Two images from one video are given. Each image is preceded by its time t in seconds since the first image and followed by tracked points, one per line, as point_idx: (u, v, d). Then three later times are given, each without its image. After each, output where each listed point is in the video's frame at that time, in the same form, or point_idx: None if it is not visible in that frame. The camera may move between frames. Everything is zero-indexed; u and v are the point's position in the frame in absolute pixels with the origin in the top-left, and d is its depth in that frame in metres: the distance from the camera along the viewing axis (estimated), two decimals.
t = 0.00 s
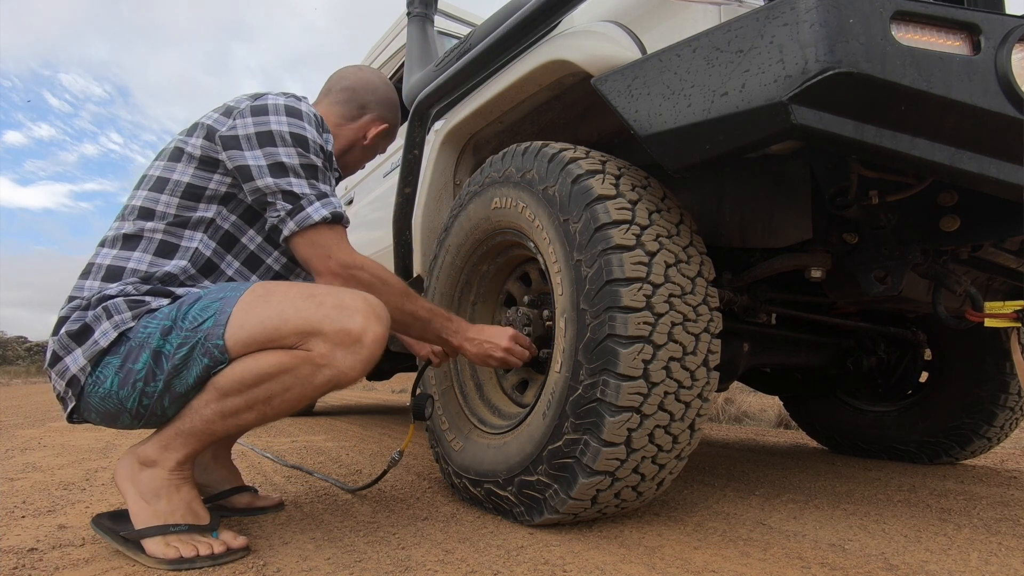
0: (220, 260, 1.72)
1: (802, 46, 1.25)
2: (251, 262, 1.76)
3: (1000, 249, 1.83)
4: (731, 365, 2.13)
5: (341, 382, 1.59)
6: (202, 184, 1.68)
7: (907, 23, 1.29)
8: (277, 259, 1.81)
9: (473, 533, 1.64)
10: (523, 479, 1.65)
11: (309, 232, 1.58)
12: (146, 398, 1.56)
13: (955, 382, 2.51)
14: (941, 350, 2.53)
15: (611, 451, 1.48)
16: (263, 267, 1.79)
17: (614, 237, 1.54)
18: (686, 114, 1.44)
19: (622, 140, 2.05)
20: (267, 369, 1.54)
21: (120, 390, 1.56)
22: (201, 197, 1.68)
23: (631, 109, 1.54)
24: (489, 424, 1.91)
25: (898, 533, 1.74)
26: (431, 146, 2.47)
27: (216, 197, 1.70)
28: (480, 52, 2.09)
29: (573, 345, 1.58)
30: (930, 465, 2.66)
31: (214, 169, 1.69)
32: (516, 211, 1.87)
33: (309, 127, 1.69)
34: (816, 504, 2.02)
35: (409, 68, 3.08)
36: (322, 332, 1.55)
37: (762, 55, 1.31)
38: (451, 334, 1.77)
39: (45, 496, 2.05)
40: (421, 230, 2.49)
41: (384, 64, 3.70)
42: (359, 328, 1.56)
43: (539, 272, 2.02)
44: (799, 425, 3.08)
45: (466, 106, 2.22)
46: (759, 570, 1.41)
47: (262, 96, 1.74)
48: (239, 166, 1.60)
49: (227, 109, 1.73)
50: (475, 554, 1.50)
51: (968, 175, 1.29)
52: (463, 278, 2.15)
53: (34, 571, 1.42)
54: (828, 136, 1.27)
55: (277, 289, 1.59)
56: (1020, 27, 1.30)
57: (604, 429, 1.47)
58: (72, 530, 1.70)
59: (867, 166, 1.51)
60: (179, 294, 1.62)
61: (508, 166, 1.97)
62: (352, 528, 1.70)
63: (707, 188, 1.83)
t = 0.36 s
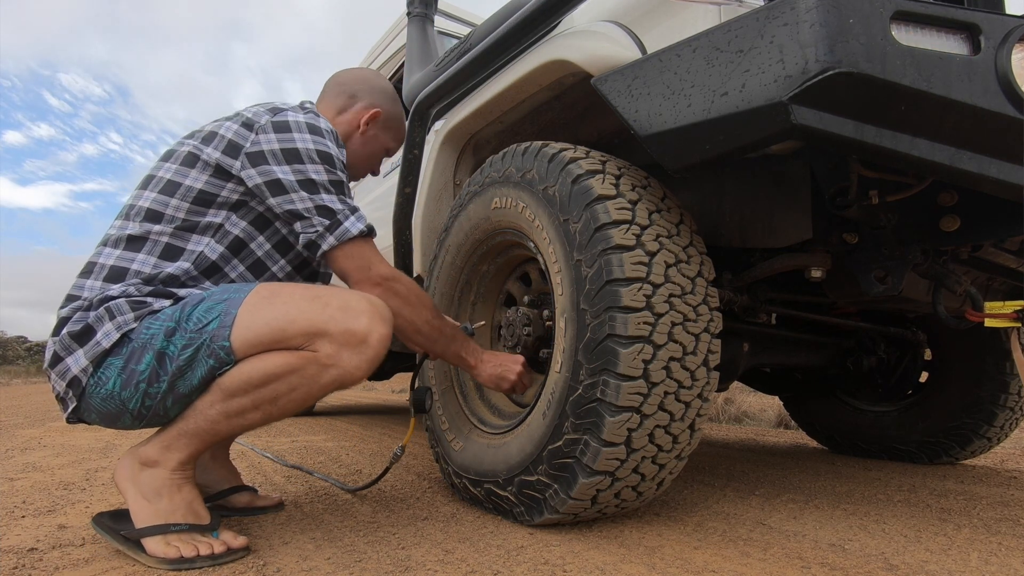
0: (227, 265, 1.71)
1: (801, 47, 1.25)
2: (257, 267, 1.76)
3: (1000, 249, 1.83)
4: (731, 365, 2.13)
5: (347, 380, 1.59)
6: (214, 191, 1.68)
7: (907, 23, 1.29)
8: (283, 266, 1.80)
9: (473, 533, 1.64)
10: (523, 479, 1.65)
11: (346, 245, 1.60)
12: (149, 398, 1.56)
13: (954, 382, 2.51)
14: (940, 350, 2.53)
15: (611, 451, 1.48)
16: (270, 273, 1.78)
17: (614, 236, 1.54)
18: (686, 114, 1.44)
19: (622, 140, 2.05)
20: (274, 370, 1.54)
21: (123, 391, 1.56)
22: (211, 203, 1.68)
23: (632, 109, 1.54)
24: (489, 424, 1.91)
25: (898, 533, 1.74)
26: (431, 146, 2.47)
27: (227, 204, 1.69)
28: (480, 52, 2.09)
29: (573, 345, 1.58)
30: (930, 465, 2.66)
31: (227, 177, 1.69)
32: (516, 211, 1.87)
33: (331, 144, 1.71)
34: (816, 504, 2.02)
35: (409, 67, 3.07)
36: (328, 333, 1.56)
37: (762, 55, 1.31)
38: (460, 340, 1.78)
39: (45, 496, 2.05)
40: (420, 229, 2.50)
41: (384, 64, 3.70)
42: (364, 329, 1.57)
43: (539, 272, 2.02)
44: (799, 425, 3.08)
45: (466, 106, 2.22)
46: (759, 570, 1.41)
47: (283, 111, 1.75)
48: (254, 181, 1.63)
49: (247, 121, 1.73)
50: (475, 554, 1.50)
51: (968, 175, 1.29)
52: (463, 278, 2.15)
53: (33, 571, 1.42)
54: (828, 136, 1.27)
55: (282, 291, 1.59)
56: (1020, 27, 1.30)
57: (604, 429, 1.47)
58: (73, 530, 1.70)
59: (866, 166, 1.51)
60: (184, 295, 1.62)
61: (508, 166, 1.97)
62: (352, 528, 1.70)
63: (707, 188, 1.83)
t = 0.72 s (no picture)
0: (233, 265, 1.70)
1: (801, 47, 1.25)
2: (264, 268, 1.75)
3: (1000, 249, 1.83)
4: (731, 365, 2.13)
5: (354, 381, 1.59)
6: (220, 193, 1.69)
7: (907, 23, 1.29)
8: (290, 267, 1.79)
9: (473, 533, 1.64)
10: (523, 479, 1.65)
11: (360, 247, 1.61)
12: (153, 399, 1.56)
13: (954, 382, 2.51)
14: (940, 350, 2.53)
15: (611, 451, 1.48)
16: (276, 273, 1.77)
17: (614, 236, 1.54)
18: (686, 114, 1.44)
19: (622, 140, 2.05)
20: (283, 370, 1.54)
21: (126, 391, 1.56)
22: (217, 204, 1.69)
23: (632, 109, 1.54)
24: (489, 424, 1.91)
25: (898, 533, 1.74)
26: (431, 146, 2.47)
27: (232, 206, 1.69)
28: (480, 52, 2.09)
29: (573, 345, 1.58)
30: (930, 465, 2.66)
31: (234, 179, 1.69)
32: (516, 211, 1.87)
33: (341, 147, 1.72)
34: (816, 504, 2.02)
35: (409, 67, 3.07)
36: (335, 335, 1.56)
37: (762, 55, 1.31)
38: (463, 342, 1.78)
39: (46, 496, 2.05)
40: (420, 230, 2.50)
41: (384, 64, 3.70)
42: (372, 330, 1.57)
43: (539, 272, 2.02)
44: (799, 426, 3.08)
45: (466, 106, 2.22)
46: (759, 570, 1.41)
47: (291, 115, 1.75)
48: (262, 184, 1.63)
49: (255, 124, 1.73)
50: (475, 554, 1.50)
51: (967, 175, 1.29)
52: (463, 278, 2.15)
53: (34, 571, 1.42)
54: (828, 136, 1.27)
55: (289, 292, 1.59)
56: (1020, 27, 1.30)
57: (604, 429, 1.47)
58: (73, 530, 1.70)
59: (867, 166, 1.51)
60: (187, 296, 1.62)
61: (508, 165, 1.97)
62: (352, 528, 1.70)
63: (708, 187, 1.83)
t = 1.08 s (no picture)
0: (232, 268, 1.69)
1: (802, 45, 1.25)
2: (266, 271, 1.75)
3: (1000, 248, 1.83)
4: (731, 364, 2.13)
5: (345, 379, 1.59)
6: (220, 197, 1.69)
7: (907, 21, 1.29)
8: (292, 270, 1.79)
9: (473, 533, 1.64)
10: (523, 477, 1.65)
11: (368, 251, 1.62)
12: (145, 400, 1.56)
13: (954, 382, 2.51)
14: (940, 350, 2.53)
15: (611, 448, 1.48)
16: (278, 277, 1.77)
17: (615, 234, 1.54)
18: (686, 111, 1.44)
19: (622, 139, 2.05)
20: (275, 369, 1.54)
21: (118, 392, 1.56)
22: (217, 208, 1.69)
23: (631, 107, 1.54)
24: (489, 422, 1.91)
25: (899, 533, 1.74)
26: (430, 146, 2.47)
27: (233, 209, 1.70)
28: (480, 51, 2.09)
29: (573, 343, 1.58)
30: (930, 465, 2.66)
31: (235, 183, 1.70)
32: (516, 209, 1.87)
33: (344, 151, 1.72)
34: (816, 504, 2.02)
35: (408, 67, 3.07)
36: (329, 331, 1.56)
37: (762, 53, 1.31)
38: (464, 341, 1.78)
39: (45, 497, 2.04)
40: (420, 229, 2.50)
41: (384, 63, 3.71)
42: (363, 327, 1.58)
43: (539, 271, 2.02)
44: (799, 426, 3.08)
45: (466, 105, 2.22)
46: (759, 570, 1.41)
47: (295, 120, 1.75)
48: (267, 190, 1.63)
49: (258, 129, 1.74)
50: (475, 553, 1.50)
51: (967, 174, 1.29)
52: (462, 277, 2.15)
53: (33, 571, 1.42)
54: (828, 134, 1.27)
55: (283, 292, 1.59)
56: (1018, 26, 1.31)
57: (604, 426, 1.47)
58: (73, 530, 1.70)
59: (866, 165, 1.51)
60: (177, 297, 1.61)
61: (508, 164, 1.97)
62: (352, 528, 1.69)
63: (707, 186, 1.83)
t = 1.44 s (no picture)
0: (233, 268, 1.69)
1: (801, 45, 1.25)
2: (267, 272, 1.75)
3: (1000, 248, 1.83)
4: (731, 364, 2.13)
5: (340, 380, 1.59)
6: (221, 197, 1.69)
7: (907, 21, 1.29)
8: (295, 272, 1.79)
9: (473, 533, 1.64)
10: (523, 477, 1.65)
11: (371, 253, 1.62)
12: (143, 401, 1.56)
13: (954, 382, 2.51)
14: (940, 350, 2.53)
15: (611, 448, 1.48)
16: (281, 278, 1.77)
17: (615, 234, 1.54)
18: (686, 111, 1.44)
19: (622, 139, 2.05)
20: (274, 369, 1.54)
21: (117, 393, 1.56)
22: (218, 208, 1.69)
23: (631, 108, 1.54)
24: (489, 421, 1.91)
25: (899, 533, 1.74)
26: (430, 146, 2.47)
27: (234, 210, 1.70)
28: (480, 51, 2.09)
29: (573, 343, 1.58)
30: (930, 465, 2.66)
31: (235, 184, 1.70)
32: (516, 209, 1.87)
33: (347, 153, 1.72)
34: (816, 504, 2.02)
35: (408, 66, 3.07)
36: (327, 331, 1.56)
37: (762, 53, 1.31)
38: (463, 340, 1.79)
39: (45, 497, 2.04)
40: (421, 229, 2.50)
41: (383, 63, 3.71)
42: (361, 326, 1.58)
43: (538, 270, 2.02)
44: (799, 426, 3.08)
45: (466, 105, 2.22)
46: (759, 570, 1.41)
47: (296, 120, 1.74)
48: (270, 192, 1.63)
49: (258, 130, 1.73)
50: (475, 553, 1.50)
51: (967, 174, 1.29)
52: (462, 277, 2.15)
53: (33, 571, 1.42)
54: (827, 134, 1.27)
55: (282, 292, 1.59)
56: (1018, 26, 1.31)
57: (604, 426, 1.47)
58: (73, 530, 1.70)
59: (866, 164, 1.51)
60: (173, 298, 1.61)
61: (508, 164, 1.97)
62: (352, 528, 1.69)
63: (708, 186, 1.83)
